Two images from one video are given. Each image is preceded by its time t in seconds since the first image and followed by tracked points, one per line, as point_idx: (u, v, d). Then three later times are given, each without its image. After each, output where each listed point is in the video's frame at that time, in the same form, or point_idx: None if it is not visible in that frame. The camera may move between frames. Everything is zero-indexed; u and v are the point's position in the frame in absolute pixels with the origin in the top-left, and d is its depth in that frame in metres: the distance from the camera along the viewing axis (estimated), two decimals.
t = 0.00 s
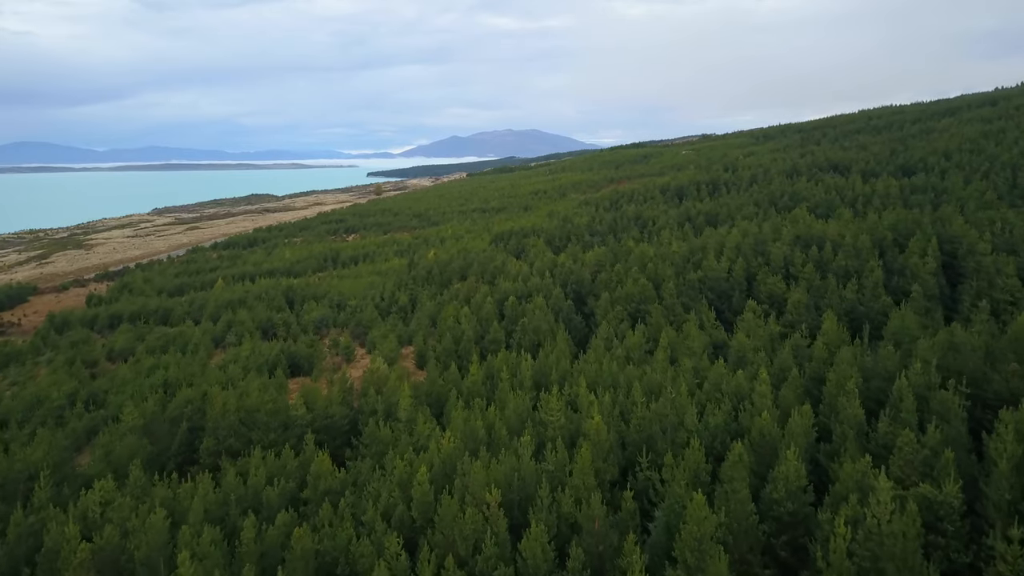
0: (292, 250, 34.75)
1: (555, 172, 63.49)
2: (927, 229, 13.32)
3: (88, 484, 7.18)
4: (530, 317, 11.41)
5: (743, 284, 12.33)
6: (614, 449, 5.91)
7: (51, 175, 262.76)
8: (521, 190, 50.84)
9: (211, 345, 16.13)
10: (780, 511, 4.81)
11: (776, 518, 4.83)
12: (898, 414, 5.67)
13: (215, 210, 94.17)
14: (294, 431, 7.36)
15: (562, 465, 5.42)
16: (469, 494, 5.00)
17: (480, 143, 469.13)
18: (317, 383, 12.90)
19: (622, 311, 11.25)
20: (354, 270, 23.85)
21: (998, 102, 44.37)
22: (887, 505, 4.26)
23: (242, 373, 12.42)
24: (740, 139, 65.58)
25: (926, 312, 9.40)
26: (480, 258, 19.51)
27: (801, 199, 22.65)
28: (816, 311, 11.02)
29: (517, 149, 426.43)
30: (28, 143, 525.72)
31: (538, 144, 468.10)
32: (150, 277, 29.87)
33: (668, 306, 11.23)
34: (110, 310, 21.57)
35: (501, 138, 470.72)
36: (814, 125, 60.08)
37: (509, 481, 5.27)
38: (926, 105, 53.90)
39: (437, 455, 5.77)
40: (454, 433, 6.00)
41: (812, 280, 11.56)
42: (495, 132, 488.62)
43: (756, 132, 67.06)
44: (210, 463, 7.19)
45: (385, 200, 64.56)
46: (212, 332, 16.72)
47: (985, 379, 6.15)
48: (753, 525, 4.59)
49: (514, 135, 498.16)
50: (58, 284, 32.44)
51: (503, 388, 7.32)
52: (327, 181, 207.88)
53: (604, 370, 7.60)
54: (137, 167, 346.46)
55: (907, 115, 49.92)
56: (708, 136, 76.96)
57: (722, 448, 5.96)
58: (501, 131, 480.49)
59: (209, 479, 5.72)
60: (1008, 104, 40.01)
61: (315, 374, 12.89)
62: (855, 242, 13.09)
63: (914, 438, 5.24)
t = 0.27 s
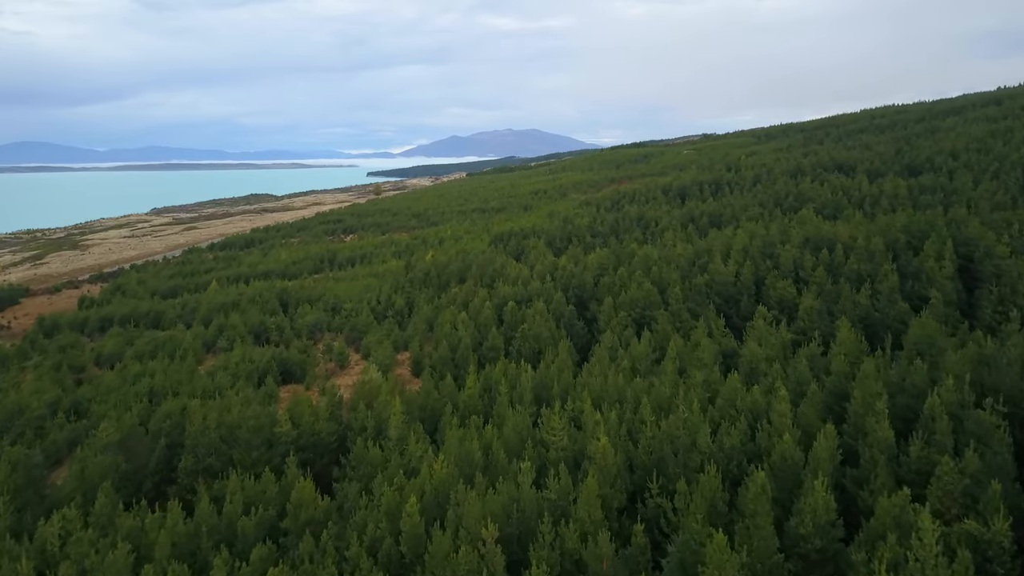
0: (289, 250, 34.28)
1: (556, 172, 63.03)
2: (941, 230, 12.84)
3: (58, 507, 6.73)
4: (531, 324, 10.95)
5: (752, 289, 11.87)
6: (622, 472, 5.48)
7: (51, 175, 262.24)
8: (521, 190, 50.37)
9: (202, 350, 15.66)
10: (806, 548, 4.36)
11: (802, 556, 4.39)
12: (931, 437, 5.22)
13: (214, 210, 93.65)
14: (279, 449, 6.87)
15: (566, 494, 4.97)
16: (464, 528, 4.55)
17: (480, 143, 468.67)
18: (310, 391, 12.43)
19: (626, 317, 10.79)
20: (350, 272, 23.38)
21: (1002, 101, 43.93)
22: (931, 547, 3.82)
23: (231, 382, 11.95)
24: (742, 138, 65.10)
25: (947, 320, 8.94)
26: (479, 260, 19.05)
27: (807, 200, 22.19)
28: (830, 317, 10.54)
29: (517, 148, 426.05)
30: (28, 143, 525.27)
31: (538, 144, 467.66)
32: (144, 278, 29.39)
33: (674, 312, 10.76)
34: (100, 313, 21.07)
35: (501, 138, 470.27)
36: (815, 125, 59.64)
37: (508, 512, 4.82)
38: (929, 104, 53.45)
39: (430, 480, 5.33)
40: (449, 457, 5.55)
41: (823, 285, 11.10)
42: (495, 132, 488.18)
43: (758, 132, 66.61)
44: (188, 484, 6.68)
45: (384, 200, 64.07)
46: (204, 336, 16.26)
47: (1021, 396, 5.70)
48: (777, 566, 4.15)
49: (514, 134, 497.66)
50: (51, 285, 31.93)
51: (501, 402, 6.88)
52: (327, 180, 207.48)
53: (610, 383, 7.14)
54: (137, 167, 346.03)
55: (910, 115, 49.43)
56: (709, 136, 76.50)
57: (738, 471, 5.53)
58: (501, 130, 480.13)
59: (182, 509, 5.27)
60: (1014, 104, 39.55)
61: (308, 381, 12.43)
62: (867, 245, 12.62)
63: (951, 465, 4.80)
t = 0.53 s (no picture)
0: (285, 252, 33.74)
1: (556, 172, 62.50)
2: (960, 232, 12.27)
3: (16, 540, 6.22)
4: (531, 333, 10.41)
5: (762, 295, 11.33)
6: (632, 505, 4.97)
7: (50, 175, 261.76)
8: (521, 190, 49.85)
9: (191, 357, 15.13)
10: None
11: None
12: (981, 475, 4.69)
13: (212, 211, 93.13)
14: (259, 475, 6.35)
15: (571, 538, 4.47)
16: None
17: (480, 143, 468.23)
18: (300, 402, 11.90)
19: (631, 325, 10.25)
20: (346, 275, 22.85)
21: (1008, 101, 43.43)
22: None
23: (218, 392, 11.43)
24: (744, 138, 64.52)
25: (975, 331, 8.37)
26: (478, 263, 18.52)
27: (814, 201, 21.64)
28: (848, 326, 9.97)
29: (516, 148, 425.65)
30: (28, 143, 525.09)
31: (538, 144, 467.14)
32: (137, 281, 28.82)
33: (683, 319, 10.21)
34: (89, 317, 20.51)
35: (501, 138, 469.69)
36: (818, 125, 59.13)
37: (505, 558, 4.31)
38: (933, 104, 52.92)
39: (420, 516, 4.82)
40: (440, 490, 5.03)
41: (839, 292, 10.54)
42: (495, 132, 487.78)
43: (759, 132, 66.11)
44: (158, 512, 6.07)
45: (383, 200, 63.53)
46: (193, 342, 15.73)
47: None
48: None
49: (514, 134, 497.10)
50: (43, 287, 31.36)
51: (500, 424, 6.36)
52: (326, 181, 207.07)
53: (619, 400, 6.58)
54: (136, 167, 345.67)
55: (915, 114, 48.83)
56: (711, 136, 75.98)
57: (759, 505, 5.02)
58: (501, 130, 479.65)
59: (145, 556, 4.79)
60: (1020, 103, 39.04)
61: (298, 392, 11.89)
62: (882, 247, 12.06)
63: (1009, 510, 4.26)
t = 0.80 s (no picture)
0: (282, 253, 33.29)
1: (556, 172, 62.03)
2: (977, 234, 11.77)
3: None
4: (531, 341, 9.95)
5: (772, 300, 10.87)
6: (643, 540, 4.52)
7: (49, 175, 261.26)
8: (521, 190, 49.38)
9: (180, 363, 14.67)
10: None
11: None
12: None
13: (211, 211, 92.72)
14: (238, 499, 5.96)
15: None
16: None
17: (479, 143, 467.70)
18: (291, 411, 11.43)
19: (636, 333, 9.79)
20: (342, 277, 22.39)
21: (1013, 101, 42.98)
22: None
23: (205, 403, 10.96)
24: (745, 138, 64.05)
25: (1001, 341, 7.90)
26: (476, 266, 18.07)
27: (821, 202, 21.19)
28: (863, 334, 9.51)
29: (516, 148, 425.15)
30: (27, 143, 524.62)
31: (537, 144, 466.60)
32: (130, 283, 28.36)
33: (690, 327, 9.75)
34: (78, 320, 20.05)
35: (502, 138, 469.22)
36: (821, 124, 58.64)
37: None
38: (937, 103, 52.43)
39: (410, 553, 4.37)
40: (432, 523, 4.59)
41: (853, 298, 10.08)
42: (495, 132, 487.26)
43: (761, 131, 65.63)
44: (130, 540, 5.64)
45: (381, 201, 63.06)
46: (183, 347, 15.27)
47: None
48: None
49: (514, 134, 496.66)
50: (36, 289, 30.89)
51: (498, 445, 5.93)
52: (325, 181, 206.58)
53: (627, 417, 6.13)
54: (136, 167, 345.25)
55: (918, 114, 48.35)
56: (712, 136, 75.48)
57: (783, 539, 4.58)
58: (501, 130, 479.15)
59: None
60: None
61: (289, 401, 11.41)
62: (896, 250, 11.58)
63: None
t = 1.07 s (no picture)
0: (277, 254, 32.74)
1: (557, 172, 61.45)
2: (999, 237, 11.21)
3: None
4: (531, 351, 9.41)
5: (785, 307, 10.34)
6: None
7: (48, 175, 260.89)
8: (521, 190, 48.83)
9: (168, 371, 14.12)
10: None
11: None
12: None
13: (209, 211, 92.03)
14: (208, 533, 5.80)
15: None
16: None
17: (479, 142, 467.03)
18: (280, 424, 10.88)
19: (642, 342, 9.25)
20: (338, 280, 21.84)
21: (1019, 99, 42.42)
22: None
23: (188, 416, 10.41)
24: (747, 137, 63.51)
25: None
26: (475, 269, 17.52)
27: (828, 202, 20.66)
28: (884, 344, 8.96)
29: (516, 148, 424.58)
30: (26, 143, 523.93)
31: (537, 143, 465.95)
32: (123, 285, 27.78)
33: (700, 336, 9.22)
34: (65, 324, 19.48)
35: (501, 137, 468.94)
36: (824, 124, 58.07)
37: None
38: (941, 102, 51.87)
39: None
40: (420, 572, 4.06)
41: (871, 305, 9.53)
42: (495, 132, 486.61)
43: (763, 130, 65.04)
44: None
45: (380, 201, 62.47)
46: (170, 353, 14.67)
47: None
48: None
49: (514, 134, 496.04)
50: (27, 291, 30.33)
51: (496, 474, 5.41)
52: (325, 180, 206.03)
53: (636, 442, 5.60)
54: (135, 166, 344.63)
55: (923, 113, 47.82)
56: (713, 135, 74.87)
57: None
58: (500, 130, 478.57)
59: None
60: None
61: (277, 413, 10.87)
62: (914, 254, 11.03)
63: None
